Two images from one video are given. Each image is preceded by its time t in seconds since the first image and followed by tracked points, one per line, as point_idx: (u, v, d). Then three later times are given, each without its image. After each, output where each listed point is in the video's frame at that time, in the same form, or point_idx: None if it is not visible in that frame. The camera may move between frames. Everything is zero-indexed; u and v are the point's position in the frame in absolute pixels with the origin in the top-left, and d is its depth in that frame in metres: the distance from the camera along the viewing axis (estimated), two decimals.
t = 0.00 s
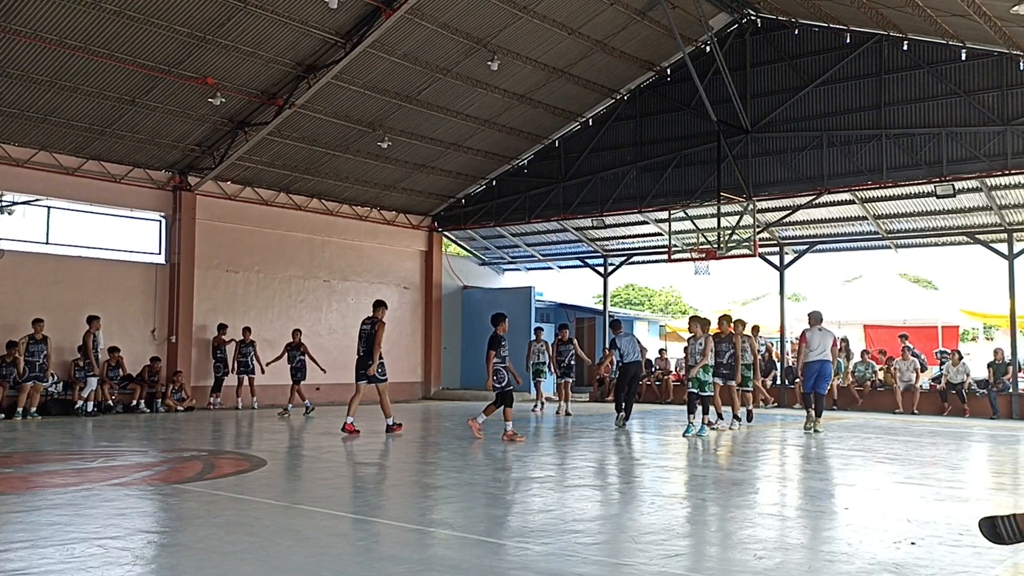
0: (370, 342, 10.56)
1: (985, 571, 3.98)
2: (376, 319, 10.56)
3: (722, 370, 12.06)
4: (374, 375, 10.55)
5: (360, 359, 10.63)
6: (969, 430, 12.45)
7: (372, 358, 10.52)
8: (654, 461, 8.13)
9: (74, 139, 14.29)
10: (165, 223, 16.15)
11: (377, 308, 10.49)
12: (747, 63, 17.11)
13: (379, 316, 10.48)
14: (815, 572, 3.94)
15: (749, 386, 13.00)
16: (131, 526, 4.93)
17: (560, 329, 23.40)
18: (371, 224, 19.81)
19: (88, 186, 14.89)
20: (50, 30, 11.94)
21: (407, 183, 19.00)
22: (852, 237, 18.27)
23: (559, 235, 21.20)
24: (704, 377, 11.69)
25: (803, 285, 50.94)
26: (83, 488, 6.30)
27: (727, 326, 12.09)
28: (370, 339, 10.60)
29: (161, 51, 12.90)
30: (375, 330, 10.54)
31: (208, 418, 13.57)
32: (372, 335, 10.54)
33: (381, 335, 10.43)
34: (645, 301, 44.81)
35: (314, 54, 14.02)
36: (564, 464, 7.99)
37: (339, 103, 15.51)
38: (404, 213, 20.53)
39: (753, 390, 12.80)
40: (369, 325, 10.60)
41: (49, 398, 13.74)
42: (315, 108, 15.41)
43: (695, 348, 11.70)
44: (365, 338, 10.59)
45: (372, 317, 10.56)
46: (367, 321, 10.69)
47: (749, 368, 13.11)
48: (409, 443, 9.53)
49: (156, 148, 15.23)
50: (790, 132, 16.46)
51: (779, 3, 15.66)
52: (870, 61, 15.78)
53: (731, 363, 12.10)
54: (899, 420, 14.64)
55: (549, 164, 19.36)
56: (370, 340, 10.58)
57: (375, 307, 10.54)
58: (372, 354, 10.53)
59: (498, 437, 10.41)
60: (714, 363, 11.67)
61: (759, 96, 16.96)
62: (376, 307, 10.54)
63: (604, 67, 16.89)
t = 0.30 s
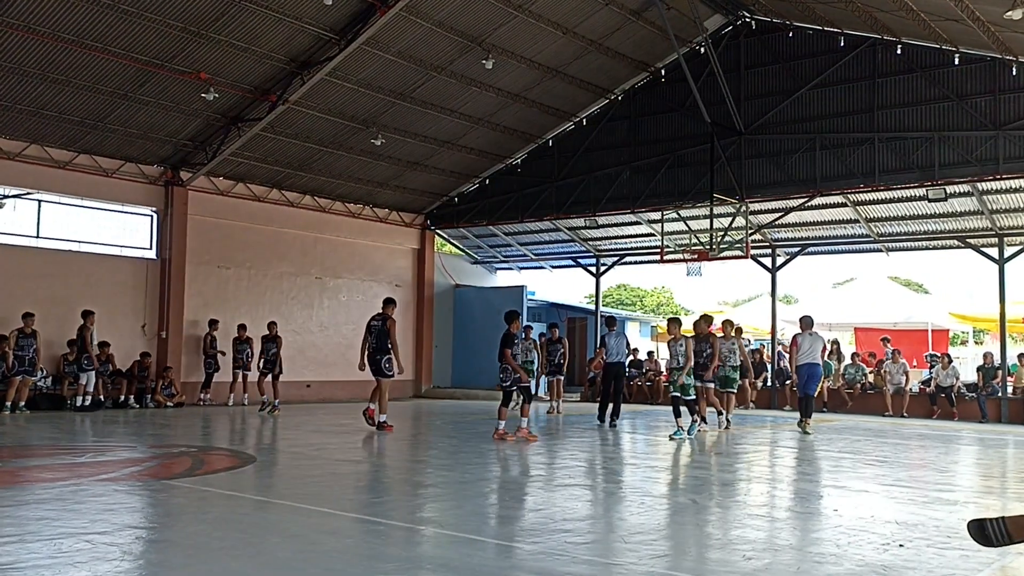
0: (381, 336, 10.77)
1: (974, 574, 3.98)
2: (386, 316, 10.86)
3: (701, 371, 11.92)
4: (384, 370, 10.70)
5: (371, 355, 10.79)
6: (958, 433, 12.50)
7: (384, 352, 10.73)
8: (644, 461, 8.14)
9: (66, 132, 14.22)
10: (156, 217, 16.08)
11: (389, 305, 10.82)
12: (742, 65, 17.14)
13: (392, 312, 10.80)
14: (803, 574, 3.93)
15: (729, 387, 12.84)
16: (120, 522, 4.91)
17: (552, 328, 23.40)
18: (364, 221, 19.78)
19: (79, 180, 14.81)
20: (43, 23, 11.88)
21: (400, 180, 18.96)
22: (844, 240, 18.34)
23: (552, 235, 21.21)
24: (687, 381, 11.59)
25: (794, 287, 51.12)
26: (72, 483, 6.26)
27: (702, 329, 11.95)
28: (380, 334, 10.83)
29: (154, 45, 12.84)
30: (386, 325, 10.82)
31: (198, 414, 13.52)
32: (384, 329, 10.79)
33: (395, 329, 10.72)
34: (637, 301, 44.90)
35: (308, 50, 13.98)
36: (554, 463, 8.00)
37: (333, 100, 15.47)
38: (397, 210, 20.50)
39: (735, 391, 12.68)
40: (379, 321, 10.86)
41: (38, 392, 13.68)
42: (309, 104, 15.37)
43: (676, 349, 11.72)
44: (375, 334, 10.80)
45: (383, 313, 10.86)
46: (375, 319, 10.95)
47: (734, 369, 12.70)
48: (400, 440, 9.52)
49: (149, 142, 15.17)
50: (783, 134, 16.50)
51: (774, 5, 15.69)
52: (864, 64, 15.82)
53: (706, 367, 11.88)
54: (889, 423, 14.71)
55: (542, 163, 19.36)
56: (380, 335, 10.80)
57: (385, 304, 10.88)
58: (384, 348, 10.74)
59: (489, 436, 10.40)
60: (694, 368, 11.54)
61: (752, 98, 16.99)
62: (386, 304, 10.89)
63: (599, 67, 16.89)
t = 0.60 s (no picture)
0: (387, 339, 10.96)
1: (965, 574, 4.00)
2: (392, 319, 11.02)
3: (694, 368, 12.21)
4: (390, 373, 10.91)
5: (375, 358, 10.96)
6: (950, 435, 12.55)
7: (390, 356, 10.93)
8: (638, 462, 8.14)
9: (59, 131, 14.17)
10: (150, 216, 16.03)
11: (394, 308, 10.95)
12: (736, 66, 17.17)
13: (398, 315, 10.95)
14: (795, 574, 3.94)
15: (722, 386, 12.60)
16: (110, 521, 4.88)
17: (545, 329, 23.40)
18: (358, 221, 19.75)
19: (72, 178, 14.77)
20: (37, 21, 11.84)
21: (394, 180, 18.94)
22: (837, 242, 18.38)
23: (546, 235, 21.21)
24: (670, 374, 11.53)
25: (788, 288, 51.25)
26: (63, 482, 6.24)
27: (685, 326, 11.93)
28: (385, 337, 10.99)
29: (148, 44, 12.81)
30: (392, 328, 10.99)
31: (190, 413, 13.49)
32: (390, 333, 10.97)
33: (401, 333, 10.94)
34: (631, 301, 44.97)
35: (302, 50, 13.96)
36: (547, 463, 8.00)
37: (327, 99, 15.45)
38: (391, 210, 20.47)
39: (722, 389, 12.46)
40: (384, 324, 11.01)
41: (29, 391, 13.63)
42: (303, 104, 15.35)
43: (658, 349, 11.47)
44: (380, 337, 10.97)
45: (388, 316, 11.01)
46: (380, 321, 11.06)
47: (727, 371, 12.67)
48: (393, 440, 9.51)
49: (142, 141, 15.12)
50: (777, 135, 16.54)
51: (768, 7, 15.73)
52: (857, 67, 15.87)
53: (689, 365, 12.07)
54: (881, 424, 14.77)
55: (537, 163, 19.37)
56: (386, 338, 10.98)
57: (388, 306, 11.00)
58: (390, 352, 10.91)
59: (481, 437, 10.38)
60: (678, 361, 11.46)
61: (746, 99, 17.02)
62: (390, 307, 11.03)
63: (593, 68, 16.90)
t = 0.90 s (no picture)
0: (388, 337, 11.03)
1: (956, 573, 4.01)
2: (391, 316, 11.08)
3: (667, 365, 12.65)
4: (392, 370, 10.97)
5: (375, 357, 11.01)
6: (941, 434, 12.59)
7: (391, 353, 10.99)
8: (630, 462, 8.15)
9: (50, 130, 14.11)
10: (141, 216, 15.97)
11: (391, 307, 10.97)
12: (728, 66, 17.20)
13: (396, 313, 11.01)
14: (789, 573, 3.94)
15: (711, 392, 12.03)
16: (101, 522, 4.86)
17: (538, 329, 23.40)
18: (350, 221, 19.71)
19: (63, 177, 14.71)
20: (27, 20, 11.79)
21: (386, 180, 18.91)
22: (828, 242, 18.43)
23: (538, 235, 21.21)
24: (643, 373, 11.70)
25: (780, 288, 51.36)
26: (53, 483, 6.21)
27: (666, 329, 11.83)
28: (384, 335, 11.08)
29: (139, 43, 12.76)
30: (391, 326, 11.07)
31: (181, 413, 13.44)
32: (390, 330, 11.05)
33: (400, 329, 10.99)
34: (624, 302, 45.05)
35: (295, 49, 13.92)
36: (539, 463, 7.99)
37: (319, 99, 15.42)
38: (383, 210, 20.44)
39: (717, 393, 12.00)
40: (384, 323, 11.10)
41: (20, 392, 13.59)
42: (294, 103, 15.31)
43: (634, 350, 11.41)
44: (380, 335, 11.05)
45: (387, 314, 11.08)
46: (380, 320, 11.15)
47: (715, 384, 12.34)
48: (385, 440, 9.49)
49: (133, 141, 15.07)
50: (769, 136, 16.58)
51: (760, 8, 15.76)
52: (849, 67, 15.92)
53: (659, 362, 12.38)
54: (872, 423, 14.82)
55: (529, 163, 19.36)
56: (386, 337, 11.05)
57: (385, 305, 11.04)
58: (390, 350, 10.98)
59: (474, 437, 10.37)
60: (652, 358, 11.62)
61: (738, 99, 17.06)
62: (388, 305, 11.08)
63: (586, 68, 16.91)
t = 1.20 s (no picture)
0: (393, 341, 11.06)
1: (953, 574, 4.02)
2: (396, 320, 11.09)
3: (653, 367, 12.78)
4: (395, 372, 10.99)
5: (380, 359, 11.05)
6: (939, 435, 12.60)
7: (395, 356, 11.03)
8: (628, 462, 8.15)
9: (48, 130, 14.10)
10: (139, 216, 15.96)
11: (396, 310, 10.98)
12: (727, 66, 17.21)
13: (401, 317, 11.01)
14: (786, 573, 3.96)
15: (713, 393, 12.02)
16: (99, 522, 4.86)
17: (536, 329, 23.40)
18: (348, 221, 19.70)
19: (61, 178, 14.69)
20: (26, 21, 11.79)
21: (385, 180, 18.91)
22: (826, 242, 18.45)
23: (537, 236, 21.21)
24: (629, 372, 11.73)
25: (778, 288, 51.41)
26: (52, 483, 6.20)
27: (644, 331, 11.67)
28: (389, 339, 11.11)
29: (137, 43, 12.75)
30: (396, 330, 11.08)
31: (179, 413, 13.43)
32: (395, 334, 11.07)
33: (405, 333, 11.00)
34: (622, 303, 45.13)
35: (293, 49, 13.91)
36: (537, 464, 7.99)
37: (317, 99, 15.42)
38: (382, 210, 20.44)
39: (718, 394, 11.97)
40: (389, 326, 11.11)
41: (17, 392, 13.57)
42: (293, 104, 15.31)
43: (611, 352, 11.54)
44: (385, 338, 11.09)
45: (392, 317, 11.10)
46: (385, 323, 11.18)
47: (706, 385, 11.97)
48: (383, 441, 9.48)
49: (131, 141, 15.06)
50: (767, 137, 16.60)
51: (758, 8, 15.77)
52: (847, 68, 15.93)
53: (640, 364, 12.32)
54: (870, 424, 14.83)
55: (528, 164, 19.36)
56: (390, 341, 11.09)
57: (391, 309, 11.05)
58: (394, 352, 11.01)
59: (472, 437, 10.38)
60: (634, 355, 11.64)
61: (737, 100, 17.07)
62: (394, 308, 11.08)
63: (584, 69, 16.91)
